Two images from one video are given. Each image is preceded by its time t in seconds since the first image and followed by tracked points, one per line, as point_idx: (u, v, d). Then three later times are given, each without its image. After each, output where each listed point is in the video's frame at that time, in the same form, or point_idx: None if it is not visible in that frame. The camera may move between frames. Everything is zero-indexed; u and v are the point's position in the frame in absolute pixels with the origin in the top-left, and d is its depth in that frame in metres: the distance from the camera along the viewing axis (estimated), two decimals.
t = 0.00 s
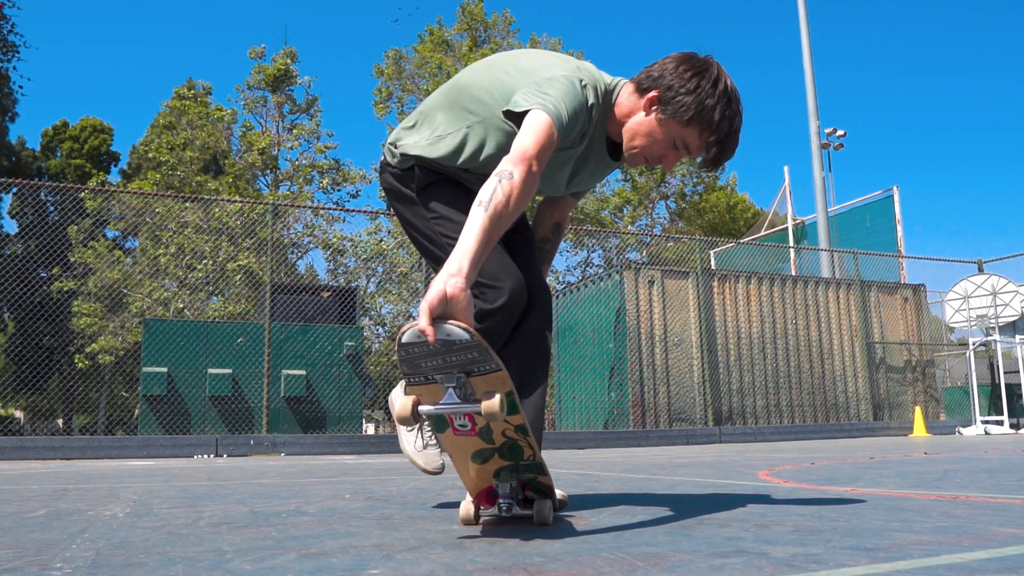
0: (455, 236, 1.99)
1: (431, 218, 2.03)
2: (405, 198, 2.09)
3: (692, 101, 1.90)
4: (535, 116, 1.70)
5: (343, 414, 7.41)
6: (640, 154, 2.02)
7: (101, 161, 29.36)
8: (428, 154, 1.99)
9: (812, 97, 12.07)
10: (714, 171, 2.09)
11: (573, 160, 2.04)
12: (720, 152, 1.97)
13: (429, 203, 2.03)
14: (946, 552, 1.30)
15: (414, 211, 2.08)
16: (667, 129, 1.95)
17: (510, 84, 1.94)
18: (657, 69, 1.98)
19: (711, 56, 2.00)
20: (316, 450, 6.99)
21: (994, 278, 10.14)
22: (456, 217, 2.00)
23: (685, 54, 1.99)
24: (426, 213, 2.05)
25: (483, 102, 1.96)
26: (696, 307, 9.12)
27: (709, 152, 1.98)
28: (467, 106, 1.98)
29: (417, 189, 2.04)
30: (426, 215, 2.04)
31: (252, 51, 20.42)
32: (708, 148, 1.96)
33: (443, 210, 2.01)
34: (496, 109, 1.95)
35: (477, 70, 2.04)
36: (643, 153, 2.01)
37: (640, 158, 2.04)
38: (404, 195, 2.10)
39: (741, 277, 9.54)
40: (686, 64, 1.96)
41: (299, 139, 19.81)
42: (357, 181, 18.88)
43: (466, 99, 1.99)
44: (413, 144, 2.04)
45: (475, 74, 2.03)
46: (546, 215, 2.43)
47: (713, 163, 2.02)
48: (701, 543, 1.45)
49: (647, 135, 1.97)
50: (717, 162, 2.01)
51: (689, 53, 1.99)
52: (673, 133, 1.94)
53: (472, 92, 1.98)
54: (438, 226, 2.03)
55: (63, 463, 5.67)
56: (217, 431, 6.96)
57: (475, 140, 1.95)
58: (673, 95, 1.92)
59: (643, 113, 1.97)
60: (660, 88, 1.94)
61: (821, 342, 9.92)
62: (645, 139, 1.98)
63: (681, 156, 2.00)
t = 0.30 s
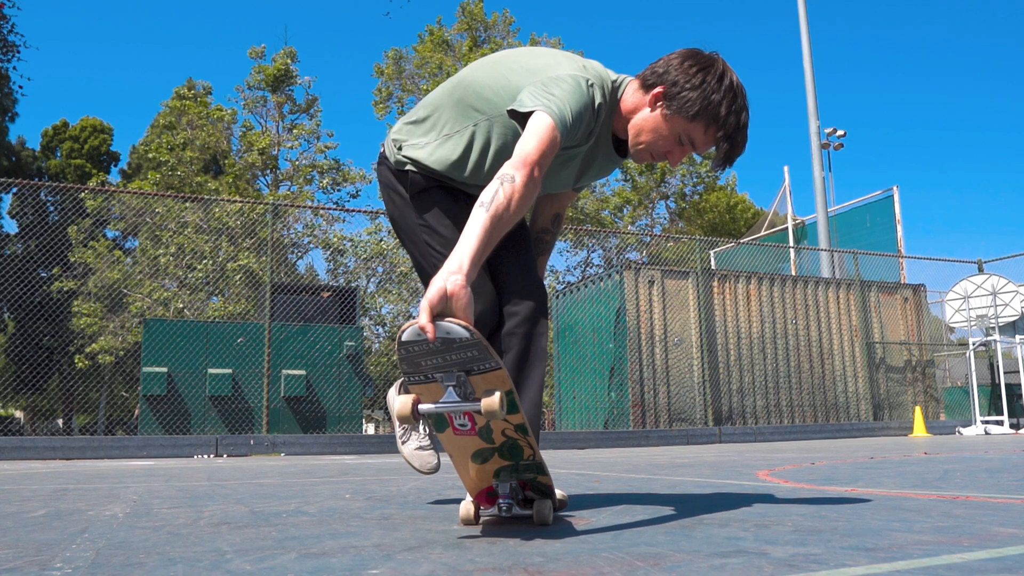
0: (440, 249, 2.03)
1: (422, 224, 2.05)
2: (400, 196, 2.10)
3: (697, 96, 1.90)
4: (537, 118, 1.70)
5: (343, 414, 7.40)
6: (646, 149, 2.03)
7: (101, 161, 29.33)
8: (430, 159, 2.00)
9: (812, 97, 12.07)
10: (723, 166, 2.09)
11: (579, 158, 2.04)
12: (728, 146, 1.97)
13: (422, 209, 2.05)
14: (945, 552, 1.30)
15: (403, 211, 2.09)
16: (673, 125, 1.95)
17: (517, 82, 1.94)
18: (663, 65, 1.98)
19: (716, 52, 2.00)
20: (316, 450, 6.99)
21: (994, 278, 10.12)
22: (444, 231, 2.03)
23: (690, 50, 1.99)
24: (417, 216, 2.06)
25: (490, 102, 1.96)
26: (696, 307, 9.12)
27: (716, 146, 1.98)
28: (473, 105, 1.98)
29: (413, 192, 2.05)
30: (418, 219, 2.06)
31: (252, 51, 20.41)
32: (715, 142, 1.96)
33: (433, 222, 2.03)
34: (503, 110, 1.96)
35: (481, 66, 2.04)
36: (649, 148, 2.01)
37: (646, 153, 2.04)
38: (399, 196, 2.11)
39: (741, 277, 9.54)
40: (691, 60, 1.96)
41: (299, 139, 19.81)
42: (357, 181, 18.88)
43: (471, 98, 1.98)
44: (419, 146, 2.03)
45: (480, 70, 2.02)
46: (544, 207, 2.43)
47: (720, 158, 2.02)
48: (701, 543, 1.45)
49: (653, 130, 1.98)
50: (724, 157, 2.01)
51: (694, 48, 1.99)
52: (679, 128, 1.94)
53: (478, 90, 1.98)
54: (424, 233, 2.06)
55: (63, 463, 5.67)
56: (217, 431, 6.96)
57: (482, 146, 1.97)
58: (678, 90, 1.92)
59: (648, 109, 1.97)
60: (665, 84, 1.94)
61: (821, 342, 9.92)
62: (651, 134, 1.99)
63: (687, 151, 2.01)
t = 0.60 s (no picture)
0: (434, 245, 2.01)
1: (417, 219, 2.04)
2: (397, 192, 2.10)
3: (697, 97, 1.90)
4: (537, 123, 1.70)
5: (343, 414, 7.39)
6: (647, 152, 2.03)
7: (101, 161, 29.34)
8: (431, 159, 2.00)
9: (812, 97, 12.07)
10: (727, 166, 2.08)
11: (582, 160, 2.04)
12: (729, 147, 1.97)
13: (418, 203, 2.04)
14: (946, 552, 1.30)
15: (399, 204, 2.09)
16: (673, 126, 1.95)
17: (518, 83, 1.94)
18: (662, 67, 1.98)
19: (715, 53, 2.00)
20: (316, 450, 6.99)
21: (995, 278, 10.11)
22: (437, 227, 2.01)
23: (690, 52, 1.99)
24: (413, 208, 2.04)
25: (491, 102, 1.96)
26: (696, 307, 9.12)
27: (719, 148, 1.98)
28: (474, 104, 1.98)
29: (410, 186, 2.05)
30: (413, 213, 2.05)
31: (252, 51, 20.40)
32: (717, 143, 1.96)
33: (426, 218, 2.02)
34: (504, 111, 1.96)
35: (484, 66, 2.05)
36: (649, 151, 2.02)
37: (647, 156, 2.04)
38: (396, 189, 2.10)
39: (741, 277, 9.54)
40: (690, 61, 1.96)
41: (299, 139, 19.81)
42: (357, 181, 18.88)
43: (473, 97, 1.98)
44: (421, 143, 2.03)
45: (484, 70, 2.02)
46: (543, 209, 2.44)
47: (723, 159, 2.02)
48: (701, 543, 1.45)
49: (653, 133, 1.98)
50: (726, 157, 2.01)
51: (693, 51, 1.99)
52: (679, 129, 1.94)
53: (481, 89, 1.98)
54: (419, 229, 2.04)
55: (63, 463, 5.67)
56: (217, 431, 6.95)
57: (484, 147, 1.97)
58: (677, 92, 1.92)
59: (648, 112, 1.97)
60: (664, 86, 1.94)
61: (821, 342, 9.92)
62: (651, 136, 1.99)
63: (688, 152, 2.01)
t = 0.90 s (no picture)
0: (434, 239, 2.00)
1: (416, 216, 2.03)
2: (396, 193, 2.10)
3: (694, 102, 1.91)
4: (535, 125, 1.70)
5: (343, 414, 7.39)
6: (644, 158, 2.02)
7: (101, 161, 29.35)
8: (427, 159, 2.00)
9: (812, 97, 12.07)
10: (722, 171, 2.08)
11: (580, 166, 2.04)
12: (726, 152, 1.97)
13: (418, 200, 2.04)
14: (945, 553, 1.30)
15: (400, 204, 2.09)
16: (670, 131, 1.95)
17: (517, 89, 1.95)
18: (657, 74, 1.98)
19: (709, 60, 2.02)
20: (316, 450, 6.99)
21: (995, 278, 10.11)
22: (436, 221, 2.00)
23: (684, 59, 2.00)
24: (414, 207, 2.04)
25: (490, 105, 1.96)
26: (696, 307, 9.12)
27: (715, 152, 1.98)
28: (473, 107, 1.98)
29: (409, 185, 2.05)
30: (412, 211, 2.04)
31: (252, 51, 20.42)
32: (713, 148, 1.96)
33: (425, 213, 2.02)
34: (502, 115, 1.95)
35: (486, 73, 2.05)
36: (648, 156, 2.01)
37: (645, 161, 2.04)
38: (397, 188, 2.10)
39: (741, 277, 9.55)
40: (685, 68, 1.97)
41: (299, 139, 19.82)
42: (357, 181, 18.88)
43: (473, 99, 1.99)
44: (417, 143, 2.03)
45: (486, 76, 2.03)
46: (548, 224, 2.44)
47: (720, 164, 2.02)
48: (701, 543, 1.45)
49: (651, 138, 1.98)
50: (722, 163, 2.01)
51: (688, 57, 2.00)
52: (676, 134, 1.94)
53: (481, 93, 1.99)
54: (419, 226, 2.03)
55: (63, 463, 5.67)
56: (217, 431, 6.95)
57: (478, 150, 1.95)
58: (674, 97, 1.92)
59: (645, 117, 1.97)
60: (661, 91, 1.94)
61: (821, 342, 9.93)
62: (649, 142, 1.98)
63: (685, 158, 2.00)
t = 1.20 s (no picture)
0: (433, 227, 1.94)
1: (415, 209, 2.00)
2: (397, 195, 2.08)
3: (691, 88, 1.90)
4: (536, 125, 1.71)
5: (343, 414, 7.38)
6: (648, 150, 2.02)
7: (101, 161, 29.30)
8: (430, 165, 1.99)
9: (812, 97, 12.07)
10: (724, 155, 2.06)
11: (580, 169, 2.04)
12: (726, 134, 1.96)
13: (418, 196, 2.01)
14: (945, 552, 1.30)
15: (401, 204, 2.05)
16: (670, 120, 1.94)
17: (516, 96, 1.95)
18: (651, 68, 1.99)
19: (701, 48, 2.02)
20: (316, 450, 6.99)
21: (995, 278, 10.11)
22: (436, 212, 1.96)
23: (677, 50, 2.00)
24: (411, 203, 2.01)
25: (491, 111, 1.96)
26: (696, 307, 9.12)
27: (717, 136, 1.97)
28: (473, 112, 1.99)
29: (411, 184, 2.04)
30: (411, 206, 2.01)
31: (253, 51, 20.43)
32: (714, 132, 1.95)
33: (425, 205, 1.98)
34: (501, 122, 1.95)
35: (485, 82, 2.06)
36: (651, 148, 2.00)
37: (648, 154, 2.03)
38: (398, 189, 2.08)
39: (741, 277, 9.55)
40: (678, 58, 1.97)
41: (299, 139, 19.83)
42: (357, 181, 18.89)
43: (473, 106, 1.99)
44: (419, 149, 2.02)
45: (484, 83, 2.04)
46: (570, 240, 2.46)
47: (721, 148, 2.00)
48: (701, 543, 1.45)
49: (652, 130, 1.97)
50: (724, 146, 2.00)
51: (679, 48, 2.01)
52: (676, 122, 1.93)
53: (480, 101, 1.99)
54: (418, 219, 1.98)
55: (63, 463, 5.66)
56: (217, 431, 6.95)
57: (478, 153, 1.94)
58: (670, 86, 1.92)
59: (644, 110, 1.97)
60: (657, 82, 1.94)
61: (821, 341, 9.92)
62: (650, 134, 1.98)
63: (688, 145, 1.99)
